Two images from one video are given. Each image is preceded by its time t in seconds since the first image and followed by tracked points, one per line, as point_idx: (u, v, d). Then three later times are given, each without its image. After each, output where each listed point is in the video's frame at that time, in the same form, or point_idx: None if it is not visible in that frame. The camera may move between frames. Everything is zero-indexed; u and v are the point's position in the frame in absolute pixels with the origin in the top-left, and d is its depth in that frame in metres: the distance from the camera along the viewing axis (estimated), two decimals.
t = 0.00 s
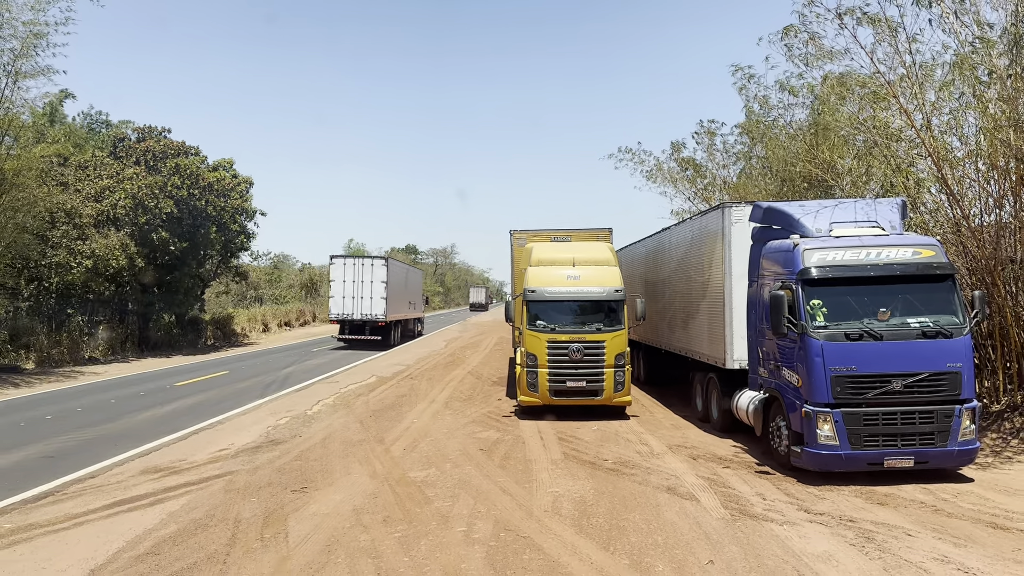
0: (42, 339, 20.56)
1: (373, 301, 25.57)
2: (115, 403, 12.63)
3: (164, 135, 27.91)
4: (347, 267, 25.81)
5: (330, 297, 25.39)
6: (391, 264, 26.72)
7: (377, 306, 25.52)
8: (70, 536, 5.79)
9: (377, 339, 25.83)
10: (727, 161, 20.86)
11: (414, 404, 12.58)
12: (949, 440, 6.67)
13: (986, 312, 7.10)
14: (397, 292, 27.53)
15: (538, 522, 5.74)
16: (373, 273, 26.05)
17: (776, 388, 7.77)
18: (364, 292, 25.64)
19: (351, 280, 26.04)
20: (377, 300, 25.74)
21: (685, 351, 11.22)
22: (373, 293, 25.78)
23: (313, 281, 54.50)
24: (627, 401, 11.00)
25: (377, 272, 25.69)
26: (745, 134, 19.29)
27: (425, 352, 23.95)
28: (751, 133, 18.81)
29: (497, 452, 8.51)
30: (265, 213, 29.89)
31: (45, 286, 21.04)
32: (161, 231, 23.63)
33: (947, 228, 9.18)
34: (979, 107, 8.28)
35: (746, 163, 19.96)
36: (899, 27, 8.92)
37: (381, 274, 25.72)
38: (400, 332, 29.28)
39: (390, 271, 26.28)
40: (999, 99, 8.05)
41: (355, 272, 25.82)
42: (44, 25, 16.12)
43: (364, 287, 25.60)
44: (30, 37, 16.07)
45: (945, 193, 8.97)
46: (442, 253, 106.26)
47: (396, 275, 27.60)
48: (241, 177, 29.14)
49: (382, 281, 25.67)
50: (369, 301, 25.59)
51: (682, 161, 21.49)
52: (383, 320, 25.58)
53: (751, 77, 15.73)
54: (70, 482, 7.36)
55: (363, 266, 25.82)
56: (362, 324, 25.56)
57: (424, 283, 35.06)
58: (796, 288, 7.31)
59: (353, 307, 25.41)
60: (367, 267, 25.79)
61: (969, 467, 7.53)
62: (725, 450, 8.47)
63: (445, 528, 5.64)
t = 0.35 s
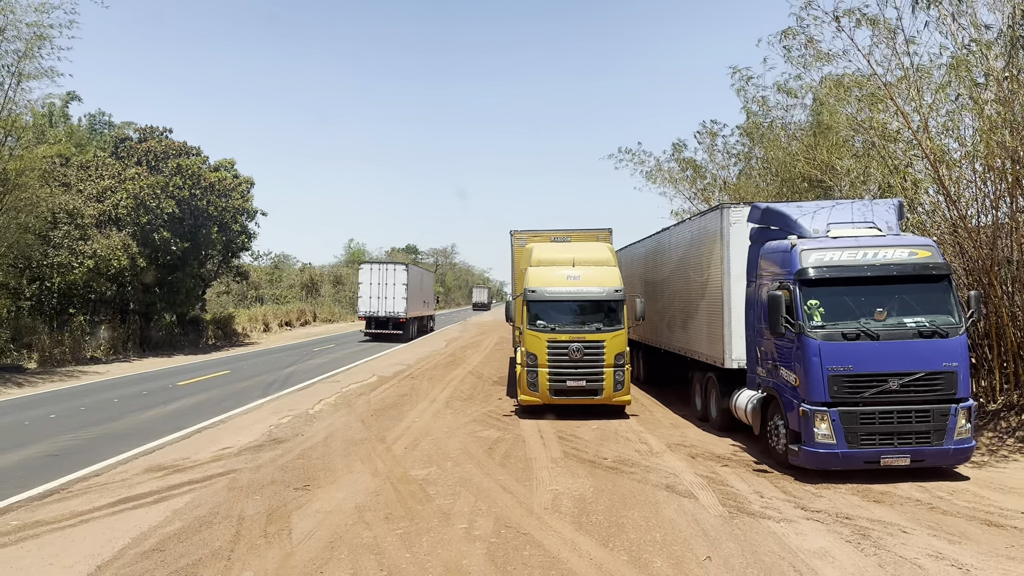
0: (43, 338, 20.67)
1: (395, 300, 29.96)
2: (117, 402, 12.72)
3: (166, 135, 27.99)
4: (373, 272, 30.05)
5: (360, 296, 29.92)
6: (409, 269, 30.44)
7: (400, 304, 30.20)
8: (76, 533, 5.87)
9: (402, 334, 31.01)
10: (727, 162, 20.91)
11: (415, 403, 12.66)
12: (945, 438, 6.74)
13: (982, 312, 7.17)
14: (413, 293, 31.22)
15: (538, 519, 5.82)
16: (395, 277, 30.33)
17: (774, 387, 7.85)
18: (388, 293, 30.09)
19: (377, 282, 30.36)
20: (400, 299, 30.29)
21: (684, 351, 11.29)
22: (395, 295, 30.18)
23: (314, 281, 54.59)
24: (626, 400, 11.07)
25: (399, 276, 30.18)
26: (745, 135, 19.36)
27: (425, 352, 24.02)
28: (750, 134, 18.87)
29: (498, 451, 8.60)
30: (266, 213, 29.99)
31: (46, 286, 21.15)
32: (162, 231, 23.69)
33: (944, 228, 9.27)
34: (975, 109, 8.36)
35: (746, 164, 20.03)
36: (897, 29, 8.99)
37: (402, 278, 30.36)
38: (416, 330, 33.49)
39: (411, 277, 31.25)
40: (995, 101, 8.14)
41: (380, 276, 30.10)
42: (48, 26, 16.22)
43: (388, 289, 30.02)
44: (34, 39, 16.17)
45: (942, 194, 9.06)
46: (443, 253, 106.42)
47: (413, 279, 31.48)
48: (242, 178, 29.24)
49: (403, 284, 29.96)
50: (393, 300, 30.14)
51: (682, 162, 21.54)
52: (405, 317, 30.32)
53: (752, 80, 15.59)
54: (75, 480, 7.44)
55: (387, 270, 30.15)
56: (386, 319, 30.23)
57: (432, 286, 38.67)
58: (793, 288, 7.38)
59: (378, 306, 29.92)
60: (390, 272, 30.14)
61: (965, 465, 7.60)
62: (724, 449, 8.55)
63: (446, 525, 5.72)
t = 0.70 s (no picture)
0: (46, 338, 20.76)
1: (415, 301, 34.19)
2: (122, 401, 12.84)
3: (167, 136, 28.06)
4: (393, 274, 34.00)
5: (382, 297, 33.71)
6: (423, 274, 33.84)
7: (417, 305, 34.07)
8: (83, 529, 5.95)
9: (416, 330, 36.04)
10: (728, 162, 20.99)
11: (416, 402, 12.73)
12: (941, 437, 6.82)
13: (977, 312, 7.26)
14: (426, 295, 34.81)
15: (539, 516, 5.90)
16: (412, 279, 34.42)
17: (772, 386, 7.93)
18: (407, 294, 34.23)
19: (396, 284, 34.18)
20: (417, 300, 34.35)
21: (683, 350, 11.38)
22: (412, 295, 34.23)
23: (315, 281, 54.66)
24: (626, 399, 11.15)
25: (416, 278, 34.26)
26: (745, 136, 19.44)
27: (426, 352, 24.09)
28: (750, 135, 18.94)
29: (499, 449, 8.68)
30: (267, 213, 30.08)
31: (49, 285, 21.31)
32: (163, 232, 23.74)
33: (940, 229, 9.37)
34: (973, 110, 8.48)
35: (746, 164, 20.11)
36: (896, 31, 9.06)
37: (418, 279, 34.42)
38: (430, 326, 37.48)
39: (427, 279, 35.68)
40: (992, 103, 8.27)
41: (399, 278, 34.08)
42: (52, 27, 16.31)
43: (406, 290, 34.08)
44: (37, 40, 16.26)
45: (939, 195, 9.16)
46: (443, 253, 106.50)
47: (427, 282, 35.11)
48: (243, 178, 29.31)
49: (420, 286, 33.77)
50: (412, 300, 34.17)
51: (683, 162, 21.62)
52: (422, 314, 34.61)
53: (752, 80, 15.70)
54: (82, 478, 7.53)
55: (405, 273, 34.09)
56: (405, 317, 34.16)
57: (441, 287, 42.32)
58: (791, 288, 7.45)
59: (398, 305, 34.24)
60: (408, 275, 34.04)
61: (962, 464, 7.68)
62: (723, 448, 8.63)
63: (448, 522, 5.80)
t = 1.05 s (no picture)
0: (48, 338, 20.84)
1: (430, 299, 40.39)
2: (125, 400, 12.92)
3: (169, 136, 28.16)
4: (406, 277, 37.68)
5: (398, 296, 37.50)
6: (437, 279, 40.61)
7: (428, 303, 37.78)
8: (91, 525, 6.04)
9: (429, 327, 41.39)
10: (728, 163, 21.07)
11: (418, 402, 12.80)
12: (937, 435, 6.91)
13: (973, 312, 7.34)
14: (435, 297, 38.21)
15: (540, 513, 5.99)
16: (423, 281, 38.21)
17: (770, 385, 8.01)
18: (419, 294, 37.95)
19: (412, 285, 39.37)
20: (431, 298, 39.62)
21: (683, 350, 11.47)
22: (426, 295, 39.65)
23: (315, 281, 54.76)
24: (626, 399, 11.23)
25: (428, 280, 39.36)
26: (745, 138, 19.53)
27: (427, 352, 24.14)
28: (750, 136, 19.03)
29: (500, 448, 8.77)
30: (268, 213, 30.18)
31: (52, 285, 21.38)
32: (165, 232, 23.82)
33: (937, 230, 9.45)
34: (970, 112, 8.53)
35: (746, 166, 20.19)
36: (894, 33, 9.14)
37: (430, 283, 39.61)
38: (440, 323, 41.28)
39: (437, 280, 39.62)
40: (989, 105, 8.32)
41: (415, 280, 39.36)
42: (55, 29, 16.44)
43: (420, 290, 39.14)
44: (41, 41, 16.39)
45: (936, 196, 9.23)
46: (444, 253, 106.61)
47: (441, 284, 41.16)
48: (245, 178, 29.40)
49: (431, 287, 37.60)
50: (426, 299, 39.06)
51: (683, 163, 21.71)
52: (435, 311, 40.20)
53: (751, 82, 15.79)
54: (88, 476, 7.62)
55: (421, 275, 39.42)
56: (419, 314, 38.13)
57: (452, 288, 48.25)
58: (789, 288, 7.54)
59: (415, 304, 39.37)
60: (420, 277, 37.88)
61: (957, 462, 7.76)
62: (721, 446, 8.71)
63: (450, 518, 5.89)
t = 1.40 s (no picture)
0: (50, 337, 20.95)
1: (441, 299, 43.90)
2: (128, 399, 13.01)
3: (171, 136, 28.22)
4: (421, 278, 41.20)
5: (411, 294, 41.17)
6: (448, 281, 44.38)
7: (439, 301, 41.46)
8: (98, 521, 6.14)
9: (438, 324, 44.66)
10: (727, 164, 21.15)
11: (419, 401, 12.90)
12: (932, 433, 7.00)
13: (968, 312, 7.44)
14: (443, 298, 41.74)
15: (540, 509, 6.09)
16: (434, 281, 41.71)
17: (767, 384, 8.11)
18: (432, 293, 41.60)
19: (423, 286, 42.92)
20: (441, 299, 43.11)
21: (682, 349, 11.57)
22: (437, 294, 42.77)
23: (315, 281, 54.87)
24: (626, 398, 11.33)
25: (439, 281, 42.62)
26: (745, 139, 19.60)
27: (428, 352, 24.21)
28: (749, 137, 19.11)
29: (501, 446, 8.88)
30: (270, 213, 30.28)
31: (54, 285, 21.45)
32: (167, 232, 23.94)
33: (933, 231, 9.56)
34: (967, 113, 8.61)
35: (745, 166, 20.26)
36: (890, 35, 9.24)
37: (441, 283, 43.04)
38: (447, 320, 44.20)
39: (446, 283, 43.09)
40: (985, 106, 8.40)
41: (425, 281, 42.42)
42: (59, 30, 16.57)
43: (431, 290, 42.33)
44: (44, 42, 16.52)
45: (932, 197, 9.34)
46: (444, 253, 106.73)
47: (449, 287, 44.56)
48: (246, 178, 29.49)
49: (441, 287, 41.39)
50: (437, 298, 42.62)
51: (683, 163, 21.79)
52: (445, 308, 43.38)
53: (750, 84, 15.87)
54: (94, 473, 7.73)
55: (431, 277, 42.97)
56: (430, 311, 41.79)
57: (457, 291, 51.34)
58: (786, 288, 7.64)
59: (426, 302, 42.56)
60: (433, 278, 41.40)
61: (953, 460, 7.86)
62: (720, 444, 8.81)
63: (452, 514, 5.98)
